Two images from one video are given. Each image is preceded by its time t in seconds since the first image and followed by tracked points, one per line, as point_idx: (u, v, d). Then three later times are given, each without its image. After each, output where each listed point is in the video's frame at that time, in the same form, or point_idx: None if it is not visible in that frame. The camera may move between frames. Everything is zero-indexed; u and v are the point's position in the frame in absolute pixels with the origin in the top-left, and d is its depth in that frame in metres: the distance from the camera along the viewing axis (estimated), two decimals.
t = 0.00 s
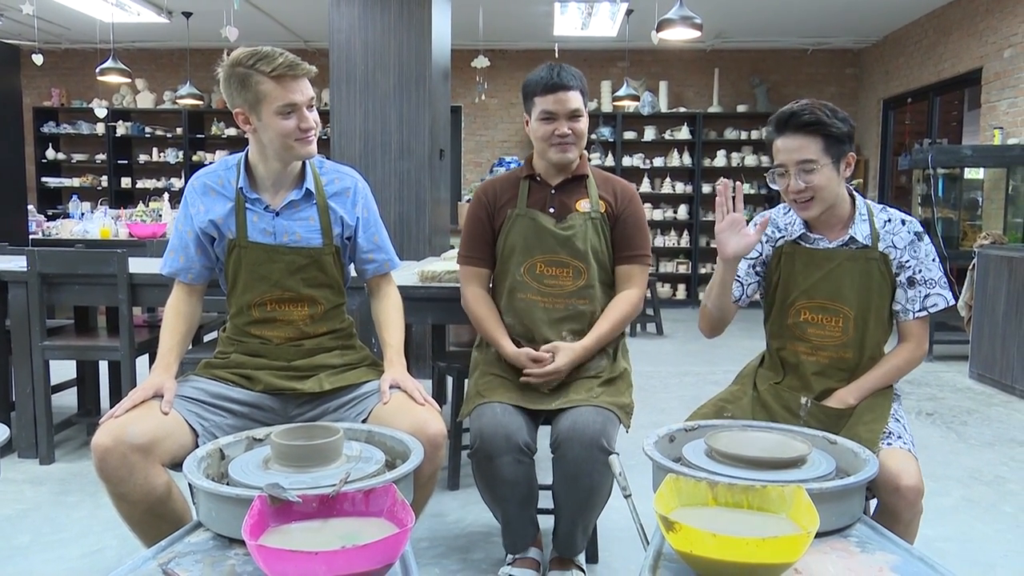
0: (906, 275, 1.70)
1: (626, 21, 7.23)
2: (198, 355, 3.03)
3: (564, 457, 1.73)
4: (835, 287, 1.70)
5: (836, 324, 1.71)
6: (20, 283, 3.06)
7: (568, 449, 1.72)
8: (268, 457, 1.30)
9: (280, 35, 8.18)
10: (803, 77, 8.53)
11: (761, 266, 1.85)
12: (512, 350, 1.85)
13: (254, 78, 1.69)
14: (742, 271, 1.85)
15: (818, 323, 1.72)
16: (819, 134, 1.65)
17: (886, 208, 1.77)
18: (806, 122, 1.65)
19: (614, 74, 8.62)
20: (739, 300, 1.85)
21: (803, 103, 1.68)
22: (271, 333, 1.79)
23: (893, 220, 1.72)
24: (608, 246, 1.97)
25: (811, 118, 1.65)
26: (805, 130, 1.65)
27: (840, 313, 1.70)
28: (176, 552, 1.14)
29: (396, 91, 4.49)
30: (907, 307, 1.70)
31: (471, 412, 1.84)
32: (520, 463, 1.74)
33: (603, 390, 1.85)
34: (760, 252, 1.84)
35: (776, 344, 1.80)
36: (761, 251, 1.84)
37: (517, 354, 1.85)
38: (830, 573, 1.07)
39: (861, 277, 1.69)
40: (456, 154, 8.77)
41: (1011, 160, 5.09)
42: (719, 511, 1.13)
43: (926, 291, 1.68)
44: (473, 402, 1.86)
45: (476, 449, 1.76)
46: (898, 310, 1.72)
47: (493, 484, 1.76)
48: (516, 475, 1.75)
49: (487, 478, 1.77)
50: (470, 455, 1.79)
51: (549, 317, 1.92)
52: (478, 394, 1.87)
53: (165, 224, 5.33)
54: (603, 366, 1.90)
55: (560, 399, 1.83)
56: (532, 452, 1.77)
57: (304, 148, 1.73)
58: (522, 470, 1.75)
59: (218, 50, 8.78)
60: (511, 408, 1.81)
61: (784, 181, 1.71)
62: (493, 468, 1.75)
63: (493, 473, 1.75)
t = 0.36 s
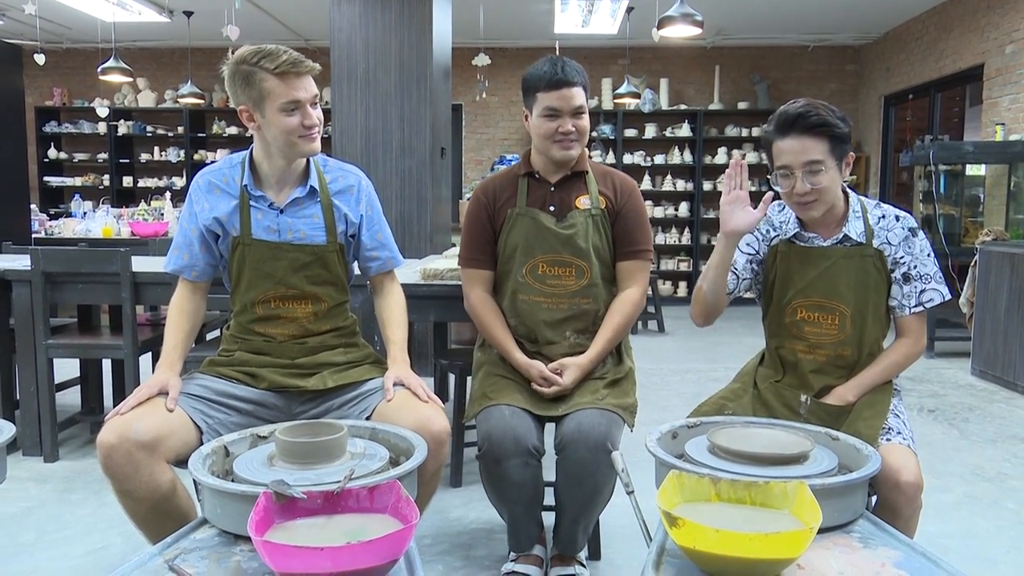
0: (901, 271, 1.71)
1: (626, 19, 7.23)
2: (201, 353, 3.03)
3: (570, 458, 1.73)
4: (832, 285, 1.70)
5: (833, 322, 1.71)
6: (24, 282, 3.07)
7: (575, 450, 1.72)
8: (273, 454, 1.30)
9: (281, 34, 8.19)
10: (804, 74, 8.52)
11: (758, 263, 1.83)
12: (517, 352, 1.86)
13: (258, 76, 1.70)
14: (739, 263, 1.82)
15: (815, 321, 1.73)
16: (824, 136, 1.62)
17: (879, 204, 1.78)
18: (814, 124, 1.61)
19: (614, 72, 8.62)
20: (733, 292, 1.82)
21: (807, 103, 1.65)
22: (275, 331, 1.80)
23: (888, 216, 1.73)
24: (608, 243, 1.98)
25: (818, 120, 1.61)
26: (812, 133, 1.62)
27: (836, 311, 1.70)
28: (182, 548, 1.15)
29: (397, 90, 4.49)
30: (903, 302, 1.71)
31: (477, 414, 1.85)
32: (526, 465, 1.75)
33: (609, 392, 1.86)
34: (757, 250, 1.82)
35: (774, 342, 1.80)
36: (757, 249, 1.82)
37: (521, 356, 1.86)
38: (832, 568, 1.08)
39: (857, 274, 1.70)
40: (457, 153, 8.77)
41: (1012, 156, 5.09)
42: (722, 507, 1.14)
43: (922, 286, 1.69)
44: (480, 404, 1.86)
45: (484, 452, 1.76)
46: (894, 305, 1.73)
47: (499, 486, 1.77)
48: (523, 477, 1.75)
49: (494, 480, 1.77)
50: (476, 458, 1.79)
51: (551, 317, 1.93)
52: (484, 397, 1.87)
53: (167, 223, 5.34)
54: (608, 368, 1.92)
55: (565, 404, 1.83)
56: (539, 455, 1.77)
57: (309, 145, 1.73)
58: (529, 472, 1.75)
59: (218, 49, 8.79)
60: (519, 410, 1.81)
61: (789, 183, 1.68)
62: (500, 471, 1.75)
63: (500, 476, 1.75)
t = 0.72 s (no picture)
0: (889, 271, 1.70)
1: (626, 19, 7.23)
2: (202, 353, 3.04)
3: (574, 456, 1.73)
4: (820, 289, 1.71)
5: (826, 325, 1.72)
6: (26, 282, 3.07)
7: (579, 449, 1.73)
8: (276, 453, 1.30)
9: (281, 34, 8.19)
10: (803, 74, 8.52)
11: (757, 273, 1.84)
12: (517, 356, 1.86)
13: (262, 76, 1.70)
14: (741, 279, 1.82)
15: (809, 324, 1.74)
16: (814, 141, 1.62)
17: (864, 205, 1.76)
18: (805, 131, 1.61)
19: (614, 72, 8.62)
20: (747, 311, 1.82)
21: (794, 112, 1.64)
22: (277, 331, 1.80)
23: (872, 218, 1.72)
24: (608, 246, 1.98)
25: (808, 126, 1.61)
26: (805, 139, 1.61)
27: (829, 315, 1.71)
28: (185, 547, 1.15)
29: (398, 90, 4.50)
30: (894, 303, 1.70)
31: (478, 413, 1.85)
32: (527, 463, 1.75)
33: (612, 390, 1.87)
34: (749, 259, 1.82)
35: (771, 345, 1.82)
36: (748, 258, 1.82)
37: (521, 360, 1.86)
38: (834, 567, 1.08)
39: (844, 277, 1.70)
40: (457, 153, 8.77)
41: (1012, 156, 5.10)
42: (724, 507, 1.14)
43: (912, 286, 1.67)
44: (480, 403, 1.87)
45: (485, 450, 1.76)
46: (886, 305, 1.72)
47: (500, 485, 1.77)
48: (524, 476, 1.75)
49: (494, 479, 1.77)
50: (477, 457, 1.80)
51: (551, 320, 1.94)
52: (484, 396, 1.88)
53: (167, 222, 5.34)
54: (611, 366, 1.92)
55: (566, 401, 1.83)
56: (540, 453, 1.78)
57: (312, 144, 1.73)
58: (530, 471, 1.76)
59: (219, 49, 8.79)
60: (519, 409, 1.82)
61: (785, 193, 1.65)
62: (500, 469, 1.75)
63: (501, 475, 1.76)
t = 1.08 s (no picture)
0: (887, 270, 1.70)
1: (629, 19, 7.23)
2: (207, 351, 3.04)
3: (572, 455, 1.74)
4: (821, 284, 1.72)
5: (830, 321, 1.73)
6: (30, 280, 3.08)
7: (578, 449, 1.73)
8: (280, 452, 1.31)
9: (285, 34, 8.20)
10: (806, 75, 8.52)
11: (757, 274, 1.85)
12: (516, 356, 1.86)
13: (268, 76, 1.71)
14: (739, 281, 1.86)
15: (813, 321, 1.74)
16: (796, 121, 1.67)
17: (864, 205, 1.77)
18: (787, 111, 1.67)
19: (617, 72, 8.63)
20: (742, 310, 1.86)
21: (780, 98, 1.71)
22: (281, 330, 1.81)
23: (871, 216, 1.73)
24: (609, 247, 1.98)
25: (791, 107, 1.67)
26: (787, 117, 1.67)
27: (832, 310, 1.72)
28: (189, 544, 1.16)
29: (401, 90, 4.50)
30: (893, 302, 1.70)
31: (477, 411, 1.86)
32: (525, 462, 1.75)
33: (612, 389, 1.87)
34: (749, 260, 1.84)
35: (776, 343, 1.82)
36: (749, 259, 1.84)
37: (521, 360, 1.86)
38: (837, 568, 1.08)
39: (843, 274, 1.71)
40: (459, 152, 8.78)
41: (1016, 157, 5.09)
42: (726, 507, 1.14)
43: (910, 285, 1.67)
44: (480, 402, 1.87)
45: (483, 449, 1.77)
46: (885, 305, 1.72)
47: (498, 484, 1.78)
48: (522, 475, 1.76)
49: (493, 478, 1.78)
50: (476, 455, 1.81)
51: (552, 320, 1.94)
52: (484, 394, 1.89)
53: (170, 221, 5.35)
54: (611, 367, 1.92)
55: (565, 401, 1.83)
56: (538, 452, 1.78)
57: (318, 145, 1.74)
58: (529, 469, 1.76)
59: (222, 48, 8.80)
60: (517, 408, 1.82)
61: (767, 171, 1.71)
62: (499, 468, 1.76)
63: (499, 473, 1.76)
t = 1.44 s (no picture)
0: (893, 269, 1.70)
1: (630, 19, 7.23)
2: (208, 351, 3.05)
3: (573, 455, 1.74)
4: (827, 281, 1.72)
5: (832, 317, 1.73)
6: (31, 279, 3.08)
7: (578, 448, 1.73)
8: (281, 451, 1.31)
9: (285, 33, 8.20)
10: (807, 75, 8.52)
11: (758, 270, 1.89)
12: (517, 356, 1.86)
13: (273, 75, 1.71)
14: (737, 276, 1.91)
15: (816, 317, 1.74)
16: (817, 112, 1.71)
17: (873, 204, 1.77)
18: (811, 101, 1.71)
19: (617, 72, 8.63)
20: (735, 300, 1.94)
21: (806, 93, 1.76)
22: (283, 329, 1.81)
23: (880, 215, 1.73)
24: (611, 247, 1.98)
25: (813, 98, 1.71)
26: (809, 107, 1.71)
27: (835, 306, 1.72)
28: (192, 543, 1.16)
29: (402, 90, 4.50)
30: (897, 301, 1.70)
31: (478, 411, 1.86)
32: (527, 461, 1.75)
33: (612, 389, 1.87)
34: (753, 258, 1.88)
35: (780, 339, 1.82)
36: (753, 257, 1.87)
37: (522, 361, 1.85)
38: (838, 567, 1.08)
39: (850, 270, 1.71)
40: (459, 152, 8.78)
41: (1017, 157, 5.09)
42: (728, 506, 1.14)
43: (915, 285, 1.67)
44: (481, 401, 1.88)
45: (484, 447, 1.77)
46: (889, 305, 1.72)
47: (500, 483, 1.78)
48: (524, 474, 1.76)
49: (494, 477, 1.78)
50: (477, 453, 1.81)
51: (553, 321, 1.94)
52: (485, 394, 1.89)
53: (171, 220, 5.36)
54: (612, 367, 1.92)
55: (567, 403, 1.83)
56: (540, 451, 1.78)
57: (322, 144, 1.74)
58: (530, 468, 1.76)
59: (222, 48, 8.80)
60: (519, 407, 1.82)
61: (785, 155, 1.72)
62: (499, 467, 1.76)
63: (501, 473, 1.76)
